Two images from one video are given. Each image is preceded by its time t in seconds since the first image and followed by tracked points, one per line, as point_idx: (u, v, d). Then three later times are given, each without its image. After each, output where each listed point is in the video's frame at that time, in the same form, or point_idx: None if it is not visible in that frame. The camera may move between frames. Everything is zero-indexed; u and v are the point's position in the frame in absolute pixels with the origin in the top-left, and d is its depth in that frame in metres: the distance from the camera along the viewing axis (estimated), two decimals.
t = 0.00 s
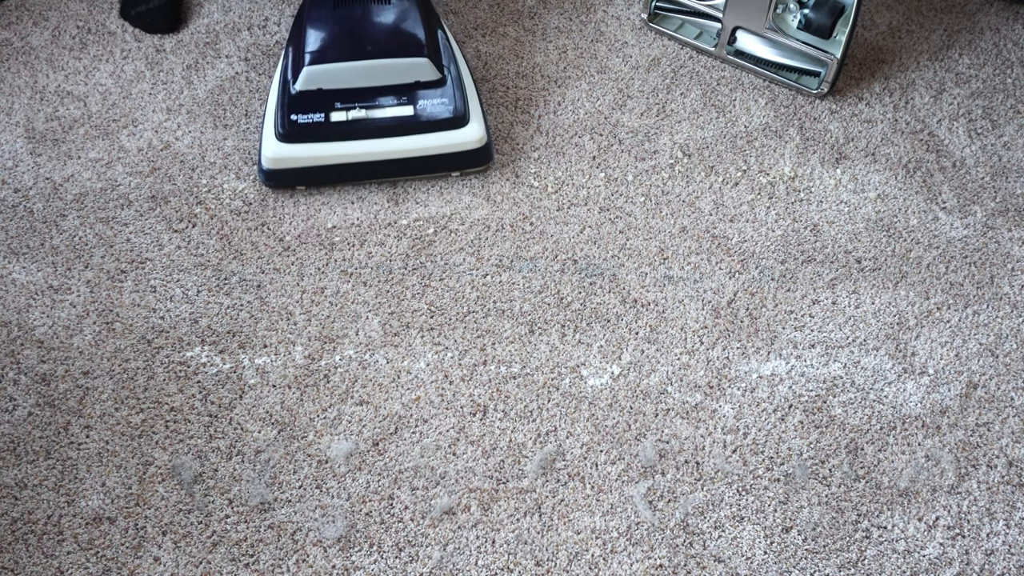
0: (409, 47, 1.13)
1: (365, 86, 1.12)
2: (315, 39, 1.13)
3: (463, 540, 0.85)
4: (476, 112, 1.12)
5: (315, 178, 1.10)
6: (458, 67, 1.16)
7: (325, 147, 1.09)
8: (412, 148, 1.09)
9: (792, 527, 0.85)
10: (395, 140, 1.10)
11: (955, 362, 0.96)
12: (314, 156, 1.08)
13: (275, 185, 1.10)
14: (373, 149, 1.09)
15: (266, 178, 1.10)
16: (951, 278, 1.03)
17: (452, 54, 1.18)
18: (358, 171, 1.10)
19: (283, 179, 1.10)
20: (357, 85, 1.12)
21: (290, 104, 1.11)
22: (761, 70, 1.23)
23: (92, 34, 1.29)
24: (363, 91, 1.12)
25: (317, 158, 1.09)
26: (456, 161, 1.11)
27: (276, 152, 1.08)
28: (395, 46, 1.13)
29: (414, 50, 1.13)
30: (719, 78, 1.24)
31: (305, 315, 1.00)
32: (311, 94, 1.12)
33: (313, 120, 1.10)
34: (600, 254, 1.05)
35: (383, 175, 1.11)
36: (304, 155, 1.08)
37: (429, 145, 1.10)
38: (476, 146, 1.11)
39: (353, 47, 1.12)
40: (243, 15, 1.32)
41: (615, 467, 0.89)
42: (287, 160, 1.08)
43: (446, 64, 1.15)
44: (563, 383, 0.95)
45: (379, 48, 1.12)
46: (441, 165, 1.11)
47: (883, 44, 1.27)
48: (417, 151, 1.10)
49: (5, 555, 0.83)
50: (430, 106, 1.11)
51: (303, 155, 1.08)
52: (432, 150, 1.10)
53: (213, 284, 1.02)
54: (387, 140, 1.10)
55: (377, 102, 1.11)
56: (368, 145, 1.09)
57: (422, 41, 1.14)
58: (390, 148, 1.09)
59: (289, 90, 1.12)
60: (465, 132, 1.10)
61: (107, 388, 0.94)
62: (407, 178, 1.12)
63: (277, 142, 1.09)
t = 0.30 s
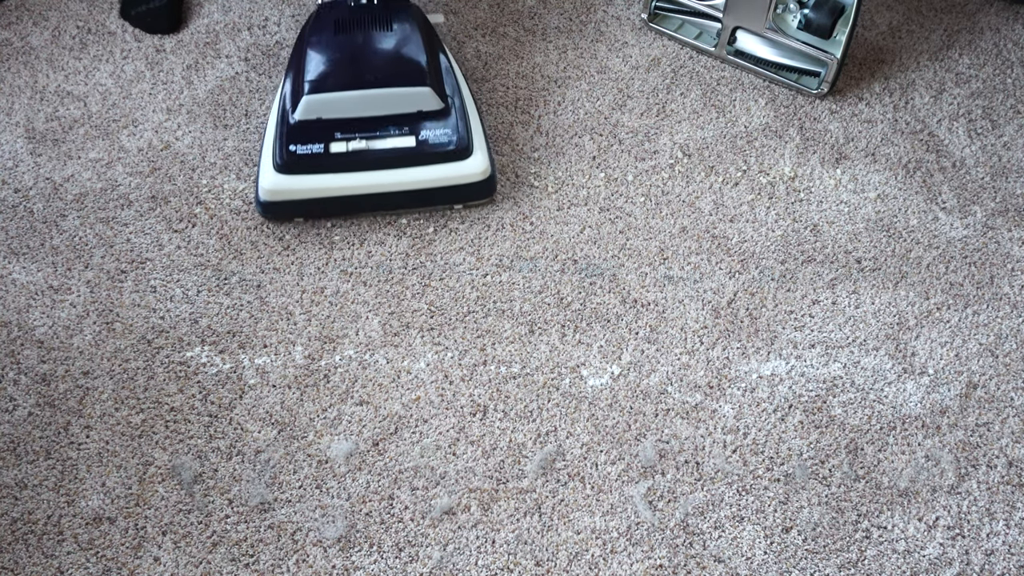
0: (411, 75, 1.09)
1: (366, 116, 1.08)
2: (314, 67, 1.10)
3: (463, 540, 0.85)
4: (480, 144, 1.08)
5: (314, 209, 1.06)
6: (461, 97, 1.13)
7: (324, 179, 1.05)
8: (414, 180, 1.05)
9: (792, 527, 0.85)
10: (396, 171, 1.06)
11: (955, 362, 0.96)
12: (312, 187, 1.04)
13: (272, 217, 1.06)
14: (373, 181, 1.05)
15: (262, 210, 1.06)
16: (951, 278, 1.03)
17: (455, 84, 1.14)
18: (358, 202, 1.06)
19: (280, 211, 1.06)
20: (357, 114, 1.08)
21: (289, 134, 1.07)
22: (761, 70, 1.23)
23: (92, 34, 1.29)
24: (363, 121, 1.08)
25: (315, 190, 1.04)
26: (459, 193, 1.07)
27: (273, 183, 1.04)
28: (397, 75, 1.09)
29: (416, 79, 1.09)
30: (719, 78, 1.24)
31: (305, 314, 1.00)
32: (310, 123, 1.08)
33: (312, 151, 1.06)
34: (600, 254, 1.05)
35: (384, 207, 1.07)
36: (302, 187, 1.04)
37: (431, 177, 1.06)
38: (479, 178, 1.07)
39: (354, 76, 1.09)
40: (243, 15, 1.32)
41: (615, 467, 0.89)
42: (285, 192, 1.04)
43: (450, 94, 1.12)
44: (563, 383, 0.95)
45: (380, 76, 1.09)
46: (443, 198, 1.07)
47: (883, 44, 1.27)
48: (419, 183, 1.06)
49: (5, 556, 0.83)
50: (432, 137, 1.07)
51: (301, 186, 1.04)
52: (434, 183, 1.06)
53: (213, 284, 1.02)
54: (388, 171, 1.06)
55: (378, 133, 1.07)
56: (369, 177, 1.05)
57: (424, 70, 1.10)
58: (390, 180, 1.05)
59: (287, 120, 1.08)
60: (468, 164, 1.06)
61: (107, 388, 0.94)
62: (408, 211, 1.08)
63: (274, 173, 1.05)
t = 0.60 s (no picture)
0: (414, 115, 1.02)
1: (367, 159, 1.02)
2: (312, 105, 1.02)
3: (463, 540, 0.85)
4: (485, 189, 1.04)
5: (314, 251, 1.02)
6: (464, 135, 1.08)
7: (325, 228, 1.00)
8: (418, 228, 1.01)
9: (793, 527, 0.85)
10: (399, 219, 1.01)
11: (955, 362, 0.96)
12: (313, 237, 1.00)
13: (272, 265, 1.02)
14: (376, 230, 1.00)
15: (260, 257, 1.01)
16: (952, 278, 1.03)
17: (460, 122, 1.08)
18: (360, 250, 1.02)
19: (278, 259, 1.01)
20: (358, 158, 1.02)
21: (287, 179, 1.01)
22: (761, 70, 1.23)
23: (92, 34, 1.29)
24: (364, 165, 1.02)
25: (315, 239, 1.00)
26: (464, 240, 1.03)
27: (271, 233, 0.99)
28: (399, 114, 1.02)
29: (419, 120, 1.02)
30: (719, 78, 1.24)
31: (305, 314, 1.00)
32: (309, 167, 1.02)
33: (311, 198, 1.00)
34: (600, 254, 1.05)
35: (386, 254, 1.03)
36: (302, 237, 1.00)
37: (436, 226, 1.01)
38: (485, 225, 1.02)
39: (354, 116, 1.01)
40: (243, 14, 1.32)
41: (615, 467, 0.89)
42: (285, 242, 1.00)
43: (454, 135, 1.06)
44: (563, 383, 0.95)
45: (382, 117, 1.01)
46: (448, 245, 1.03)
47: (884, 44, 1.27)
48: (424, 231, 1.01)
49: (5, 556, 0.83)
50: (436, 182, 1.02)
51: (300, 236, 1.00)
52: (438, 231, 1.01)
53: (213, 284, 1.02)
54: (391, 219, 1.01)
55: (379, 177, 1.02)
56: (371, 226, 1.00)
57: (428, 109, 1.03)
58: (393, 229, 1.00)
59: (285, 163, 1.02)
60: (473, 212, 1.02)
61: (107, 389, 0.94)
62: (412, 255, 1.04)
63: (272, 221, 1.00)
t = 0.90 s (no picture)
0: (416, 139, 1.00)
1: (369, 184, 1.00)
2: (312, 129, 1.00)
3: (463, 540, 0.85)
4: (489, 214, 1.01)
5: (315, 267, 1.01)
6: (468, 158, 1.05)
7: (325, 255, 0.97)
8: (420, 254, 0.98)
9: (792, 527, 0.85)
10: (401, 245, 0.98)
11: (955, 362, 0.96)
12: (314, 264, 0.97)
13: (272, 292, 1.00)
14: (377, 256, 0.98)
15: (260, 285, 0.99)
16: (951, 278, 1.03)
17: (462, 145, 1.05)
18: (362, 276, 0.99)
19: (278, 286, 0.99)
20: (359, 184, 0.99)
21: (287, 205, 0.99)
22: (761, 70, 1.23)
23: (92, 34, 1.29)
24: (365, 190, 1.00)
25: (315, 266, 0.97)
26: (468, 265, 1.00)
27: (270, 260, 0.97)
28: (400, 138, 0.99)
29: (421, 144, 1.00)
30: (719, 78, 1.24)
31: (305, 314, 1.00)
32: (309, 193, 0.99)
33: (311, 224, 0.98)
34: (600, 254, 1.05)
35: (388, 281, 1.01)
36: (301, 264, 0.97)
37: (438, 252, 0.98)
38: (489, 251, 1.00)
39: (355, 140, 0.99)
40: (243, 15, 1.32)
41: (615, 467, 0.89)
42: (285, 270, 0.97)
43: (457, 158, 1.03)
44: (563, 383, 0.95)
45: (384, 141, 0.99)
46: (451, 271, 1.01)
47: (883, 44, 1.27)
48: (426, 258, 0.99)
49: (5, 556, 0.83)
50: (439, 207, 0.99)
51: (301, 264, 0.97)
52: (442, 257, 0.99)
53: (213, 284, 1.02)
54: (393, 245, 0.98)
55: (381, 203, 0.99)
56: (372, 253, 0.98)
57: (430, 132, 1.01)
58: (395, 255, 0.98)
59: (284, 189, 1.00)
60: (477, 237, 0.99)
61: (107, 389, 0.94)
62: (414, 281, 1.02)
63: (272, 248, 0.98)
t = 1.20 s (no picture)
0: (419, 175, 0.96)
1: (371, 221, 0.96)
2: (311, 164, 0.96)
3: (463, 540, 0.85)
4: (494, 250, 0.98)
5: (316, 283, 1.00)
6: (472, 192, 1.01)
7: (326, 295, 0.94)
8: (423, 294, 0.95)
9: (792, 527, 0.85)
10: (405, 284, 0.95)
11: (955, 362, 0.96)
12: (315, 305, 0.94)
13: (271, 332, 0.96)
14: (380, 296, 0.94)
15: (258, 325, 0.95)
16: (952, 278, 1.03)
17: (465, 179, 1.02)
18: (363, 316, 0.96)
19: (277, 327, 0.95)
20: (360, 221, 0.96)
21: (286, 243, 0.95)
22: (761, 70, 1.23)
23: (92, 34, 1.29)
24: (367, 227, 0.96)
25: (316, 306, 0.94)
26: (473, 304, 0.97)
27: (270, 301, 0.93)
28: (403, 174, 0.96)
29: (424, 180, 0.96)
30: (719, 78, 1.24)
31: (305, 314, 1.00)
32: (308, 231, 0.96)
33: (311, 263, 0.94)
34: (600, 254, 1.05)
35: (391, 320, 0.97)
36: (302, 304, 0.93)
37: (442, 291, 0.95)
38: (495, 289, 0.96)
39: (356, 176, 0.95)
40: (243, 15, 1.32)
41: (615, 467, 0.89)
42: (284, 311, 0.94)
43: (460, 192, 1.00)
44: (563, 383, 0.95)
45: (386, 177, 0.95)
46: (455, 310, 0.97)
47: (883, 44, 1.27)
48: (429, 297, 0.95)
49: (5, 556, 0.83)
50: (443, 245, 0.96)
51: (301, 304, 0.93)
52: (446, 296, 0.95)
53: (213, 284, 1.02)
54: (397, 285, 0.95)
55: (383, 240, 0.95)
56: (374, 292, 0.94)
57: (434, 167, 0.97)
58: (398, 295, 0.94)
59: (283, 226, 0.96)
60: (482, 275, 0.96)
61: (107, 389, 0.94)
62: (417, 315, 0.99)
63: (271, 288, 0.94)
